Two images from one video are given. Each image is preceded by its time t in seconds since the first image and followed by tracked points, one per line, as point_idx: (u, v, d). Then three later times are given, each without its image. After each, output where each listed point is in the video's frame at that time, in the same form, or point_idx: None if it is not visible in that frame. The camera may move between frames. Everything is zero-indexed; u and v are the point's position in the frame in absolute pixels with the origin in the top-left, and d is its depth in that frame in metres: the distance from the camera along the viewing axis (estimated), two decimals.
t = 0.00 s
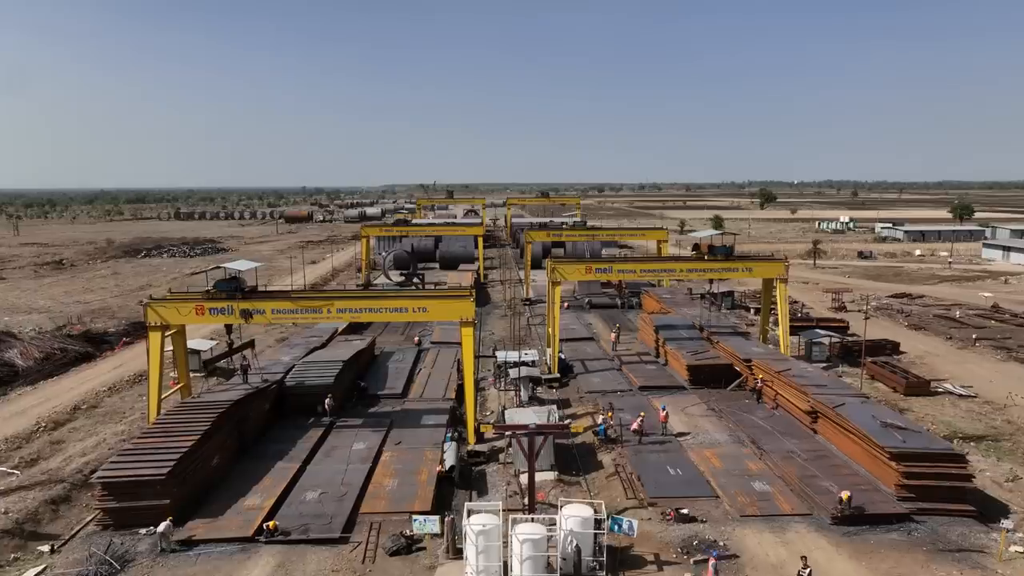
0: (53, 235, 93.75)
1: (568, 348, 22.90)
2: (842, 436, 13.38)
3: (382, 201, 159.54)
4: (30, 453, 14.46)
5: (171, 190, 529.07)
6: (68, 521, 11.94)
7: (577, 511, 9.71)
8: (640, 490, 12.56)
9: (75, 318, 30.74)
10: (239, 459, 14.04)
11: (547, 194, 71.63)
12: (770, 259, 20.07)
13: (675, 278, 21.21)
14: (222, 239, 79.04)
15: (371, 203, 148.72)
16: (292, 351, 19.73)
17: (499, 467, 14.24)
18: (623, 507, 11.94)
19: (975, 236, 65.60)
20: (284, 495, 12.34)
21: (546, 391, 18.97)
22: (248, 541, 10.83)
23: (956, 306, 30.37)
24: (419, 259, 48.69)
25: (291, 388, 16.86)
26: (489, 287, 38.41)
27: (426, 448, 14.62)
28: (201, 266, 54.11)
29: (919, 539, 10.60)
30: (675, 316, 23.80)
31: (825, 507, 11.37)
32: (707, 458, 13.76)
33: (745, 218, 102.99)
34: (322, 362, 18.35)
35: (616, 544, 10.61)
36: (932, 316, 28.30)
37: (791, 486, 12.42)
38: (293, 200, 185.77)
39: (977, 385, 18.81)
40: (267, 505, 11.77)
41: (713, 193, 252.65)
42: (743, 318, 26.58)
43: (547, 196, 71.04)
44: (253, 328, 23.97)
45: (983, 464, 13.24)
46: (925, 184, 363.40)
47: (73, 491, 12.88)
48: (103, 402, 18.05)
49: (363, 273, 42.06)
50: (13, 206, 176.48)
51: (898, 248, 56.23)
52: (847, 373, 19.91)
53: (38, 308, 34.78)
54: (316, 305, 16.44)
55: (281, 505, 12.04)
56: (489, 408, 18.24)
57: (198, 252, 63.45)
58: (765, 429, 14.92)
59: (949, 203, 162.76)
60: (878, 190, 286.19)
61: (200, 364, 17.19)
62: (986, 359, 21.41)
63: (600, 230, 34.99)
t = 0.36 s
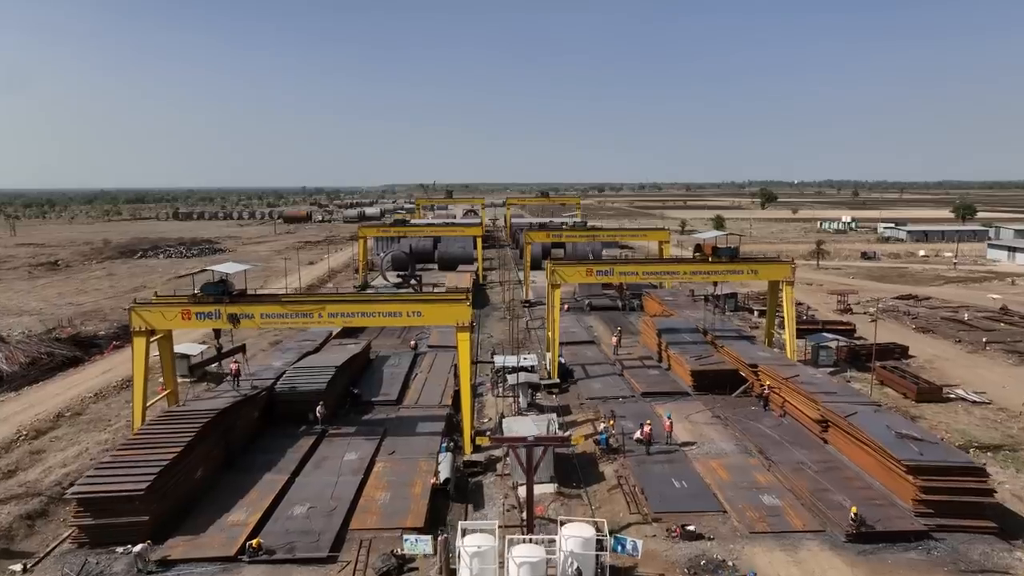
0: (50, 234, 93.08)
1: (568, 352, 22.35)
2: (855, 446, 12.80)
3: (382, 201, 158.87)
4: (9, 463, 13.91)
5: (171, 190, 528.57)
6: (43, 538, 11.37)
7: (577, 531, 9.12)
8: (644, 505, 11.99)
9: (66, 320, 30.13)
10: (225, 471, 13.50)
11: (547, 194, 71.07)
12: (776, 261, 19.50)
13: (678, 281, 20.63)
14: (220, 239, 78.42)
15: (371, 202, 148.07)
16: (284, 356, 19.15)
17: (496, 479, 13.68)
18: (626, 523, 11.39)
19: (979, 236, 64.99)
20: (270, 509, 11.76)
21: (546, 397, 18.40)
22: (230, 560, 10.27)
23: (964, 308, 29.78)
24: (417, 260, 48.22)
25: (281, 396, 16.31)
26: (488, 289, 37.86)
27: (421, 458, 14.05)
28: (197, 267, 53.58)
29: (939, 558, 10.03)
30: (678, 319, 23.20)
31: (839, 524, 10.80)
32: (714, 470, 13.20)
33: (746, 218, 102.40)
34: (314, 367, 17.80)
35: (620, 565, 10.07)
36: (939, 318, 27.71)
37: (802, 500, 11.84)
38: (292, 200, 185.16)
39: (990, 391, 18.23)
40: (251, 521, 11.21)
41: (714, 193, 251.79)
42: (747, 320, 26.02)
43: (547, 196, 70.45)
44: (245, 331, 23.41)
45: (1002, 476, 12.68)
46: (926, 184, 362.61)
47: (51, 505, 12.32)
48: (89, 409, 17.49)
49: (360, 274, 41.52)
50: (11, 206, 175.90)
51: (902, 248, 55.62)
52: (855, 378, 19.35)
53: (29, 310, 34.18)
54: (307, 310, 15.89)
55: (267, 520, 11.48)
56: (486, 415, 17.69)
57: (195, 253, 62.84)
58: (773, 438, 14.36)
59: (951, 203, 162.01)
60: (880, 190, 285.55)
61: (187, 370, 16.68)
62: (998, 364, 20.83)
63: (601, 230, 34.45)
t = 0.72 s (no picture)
0: (46, 231, 92.23)
1: (568, 352, 21.73)
2: (871, 455, 12.18)
3: (382, 196, 158.06)
4: None
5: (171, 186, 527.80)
6: (15, 553, 10.77)
7: (580, 552, 8.60)
8: (650, 517, 11.39)
9: (56, 319, 29.47)
10: (211, 479, 12.92)
11: (547, 190, 70.32)
12: (784, 259, 18.87)
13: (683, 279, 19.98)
14: (217, 235, 77.67)
15: (370, 199, 147.15)
16: (275, 357, 18.52)
17: (494, 488, 13.09)
18: (631, 538, 10.79)
19: (984, 232, 64.26)
20: (255, 523, 11.14)
21: (546, 400, 17.79)
22: None
23: (973, 307, 29.13)
24: (415, 257, 47.61)
25: (271, 399, 15.70)
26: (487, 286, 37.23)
27: (415, 466, 13.44)
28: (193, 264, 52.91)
29: None
30: (682, 319, 22.56)
31: (857, 540, 10.20)
32: (722, 479, 12.59)
33: (748, 214, 101.67)
34: (306, 369, 17.18)
35: None
36: (949, 317, 27.07)
37: (816, 513, 11.23)
38: (291, 196, 184.30)
39: (1006, 393, 17.61)
40: (235, 536, 10.60)
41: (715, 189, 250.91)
42: (752, 319, 25.39)
43: (547, 192, 69.74)
44: (237, 331, 22.77)
45: None
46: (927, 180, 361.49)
47: (25, 517, 11.71)
48: (72, 413, 16.88)
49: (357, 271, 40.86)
50: (9, 202, 175.33)
51: (906, 245, 54.95)
52: (866, 380, 18.73)
53: (19, 308, 33.51)
54: (296, 310, 15.24)
55: (252, 535, 10.87)
56: (484, 419, 17.09)
57: (191, 249, 62.07)
58: (784, 445, 13.75)
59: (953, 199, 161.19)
60: (881, 185, 284.45)
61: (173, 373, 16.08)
62: (1012, 365, 20.20)
63: (602, 227, 33.84)
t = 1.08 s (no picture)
0: (42, 224, 91.54)
1: (569, 350, 21.11)
2: (889, 463, 11.55)
3: (381, 189, 157.30)
4: None
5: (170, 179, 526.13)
6: None
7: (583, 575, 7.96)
8: (656, 530, 10.78)
9: (45, 315, 28.84)
10: (194, 488, 12.32)
11: (547, 183, 69.59)
12: (793, 255, 18.19)
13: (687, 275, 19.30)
14: (214, 229, 76.94)
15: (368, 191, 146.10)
16: (266, 356, 17.87)
17: (492, 497, 12.47)
18: (637, 553, 10.18)
19: (988, 225, 63.46)
20: (237, 536, 10.52)
21: (546, 402, 17.16)
22: None
23: (983, 302, 28.43)
24: (413, 251, 46.92)
25: (259, 402, 15.05)
26: (486, 281, 36.57)
27: (409, 473, 12.82)
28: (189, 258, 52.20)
29: None
30: (686, 315, 21.89)
31: (877, 556, 9.58)
32: (732, 487, 11.98)
33: (750, 207, 100.76)
34: (298, 368, 16.56)
35: None
36: (958, 313, 26.39)
37: (831, 525, 10.62)
38: (290, 189, 183.55)
39: None
40: (216, 551, 10.00)
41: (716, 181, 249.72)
42: (757, 316, 24.76)
43: (547, 184, 68.83)
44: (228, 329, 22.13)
45: None
46: (929, 172, 359.89)
47: None
48: (54, 414, 16.25)
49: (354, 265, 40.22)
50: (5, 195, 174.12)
51: (911, 239, 54.18)
52: (876, 380, 18.10)
53: (9, 303, 32.85)
54: (285, 309, 14.59)
55: (234, 549, 10.28)
56: (482, 422, 16.49)
57: (187, 243, 61.45)
58: (795, 451, 13.14)
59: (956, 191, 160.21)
60: (883, 178, 283.07)
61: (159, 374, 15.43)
62: None
63: (603, 221, 33.12)
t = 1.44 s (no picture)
0: (38, 224, 90.98)
1: (570, 356, 20.44)
2: (911, 481, 10.88)
3: (380, 189, 156.75)
4: None
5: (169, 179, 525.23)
6: None
7: None
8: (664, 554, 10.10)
9: (33, 318, 28.18)
10: (174, 506, 11.67)
11: (547, 184, 68.99)
12: (803, 258, 17.52)
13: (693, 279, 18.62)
14: (211, 229, 76.30)
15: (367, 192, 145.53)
16: (255, 363, 17.19)
17: (489, 516, 11.78)
18: None
19: (993, 225, 62.78)
20: (216, 561, 9.84)
21: (546, 411, 16.49)
22: None
23: (994, 306, 27.76)
24: (412, 253, 46.25)
25: (246, 413, 14.38)
26: (485, 283, 35.91)
27: (402, 489, 12.14)
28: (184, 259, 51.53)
29: None
30: (691, 320, 21.20)
31: None
32: (744, 506, 11.30)
33: (751, 207, 100.17)
34: (287, 377, 15.88)
35: None
36: (969, 317, 25.71)
37: (852, 548, 9.94)
38: (289, 189, 182.93)
39: None
40: None
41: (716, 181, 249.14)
42: (762, 320, 24.09)
43: (547, 185, 68.17)
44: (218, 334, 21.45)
45: None
46: (930, 172, 359.22)
47: None
48: (32, 425, 15.56)
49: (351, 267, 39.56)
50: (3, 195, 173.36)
51: (916, 240, 53.50)
52: (890, 388, 17.42)
53: None
54: (273, 315, 13.92)
55: None
56: (480, 433, 15.82)
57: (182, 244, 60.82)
58: (810, 466, 12.46)
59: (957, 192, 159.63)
60: (884, 178, 282.38)
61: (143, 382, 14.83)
62: None
63: (604, 222, 32.47)
